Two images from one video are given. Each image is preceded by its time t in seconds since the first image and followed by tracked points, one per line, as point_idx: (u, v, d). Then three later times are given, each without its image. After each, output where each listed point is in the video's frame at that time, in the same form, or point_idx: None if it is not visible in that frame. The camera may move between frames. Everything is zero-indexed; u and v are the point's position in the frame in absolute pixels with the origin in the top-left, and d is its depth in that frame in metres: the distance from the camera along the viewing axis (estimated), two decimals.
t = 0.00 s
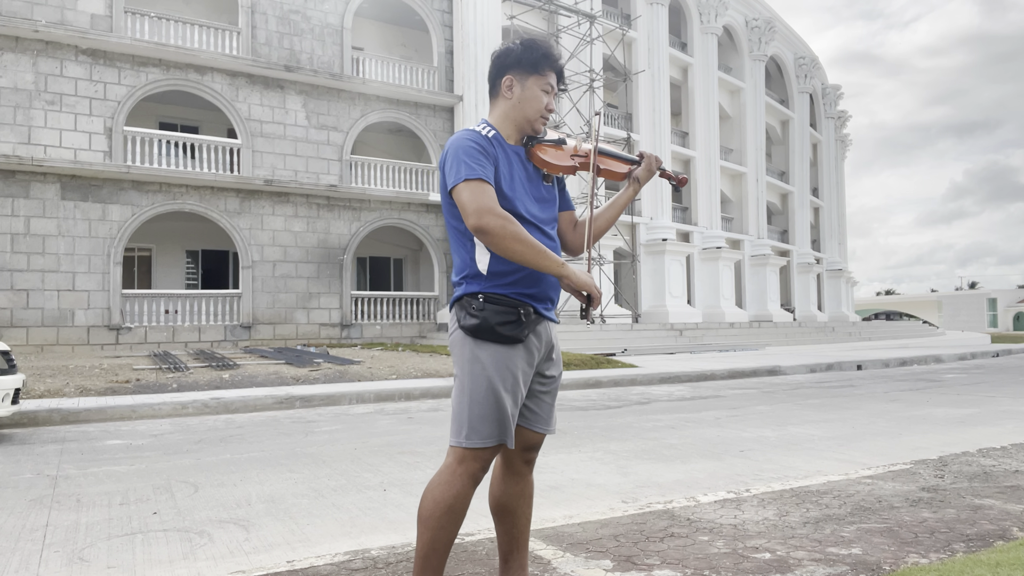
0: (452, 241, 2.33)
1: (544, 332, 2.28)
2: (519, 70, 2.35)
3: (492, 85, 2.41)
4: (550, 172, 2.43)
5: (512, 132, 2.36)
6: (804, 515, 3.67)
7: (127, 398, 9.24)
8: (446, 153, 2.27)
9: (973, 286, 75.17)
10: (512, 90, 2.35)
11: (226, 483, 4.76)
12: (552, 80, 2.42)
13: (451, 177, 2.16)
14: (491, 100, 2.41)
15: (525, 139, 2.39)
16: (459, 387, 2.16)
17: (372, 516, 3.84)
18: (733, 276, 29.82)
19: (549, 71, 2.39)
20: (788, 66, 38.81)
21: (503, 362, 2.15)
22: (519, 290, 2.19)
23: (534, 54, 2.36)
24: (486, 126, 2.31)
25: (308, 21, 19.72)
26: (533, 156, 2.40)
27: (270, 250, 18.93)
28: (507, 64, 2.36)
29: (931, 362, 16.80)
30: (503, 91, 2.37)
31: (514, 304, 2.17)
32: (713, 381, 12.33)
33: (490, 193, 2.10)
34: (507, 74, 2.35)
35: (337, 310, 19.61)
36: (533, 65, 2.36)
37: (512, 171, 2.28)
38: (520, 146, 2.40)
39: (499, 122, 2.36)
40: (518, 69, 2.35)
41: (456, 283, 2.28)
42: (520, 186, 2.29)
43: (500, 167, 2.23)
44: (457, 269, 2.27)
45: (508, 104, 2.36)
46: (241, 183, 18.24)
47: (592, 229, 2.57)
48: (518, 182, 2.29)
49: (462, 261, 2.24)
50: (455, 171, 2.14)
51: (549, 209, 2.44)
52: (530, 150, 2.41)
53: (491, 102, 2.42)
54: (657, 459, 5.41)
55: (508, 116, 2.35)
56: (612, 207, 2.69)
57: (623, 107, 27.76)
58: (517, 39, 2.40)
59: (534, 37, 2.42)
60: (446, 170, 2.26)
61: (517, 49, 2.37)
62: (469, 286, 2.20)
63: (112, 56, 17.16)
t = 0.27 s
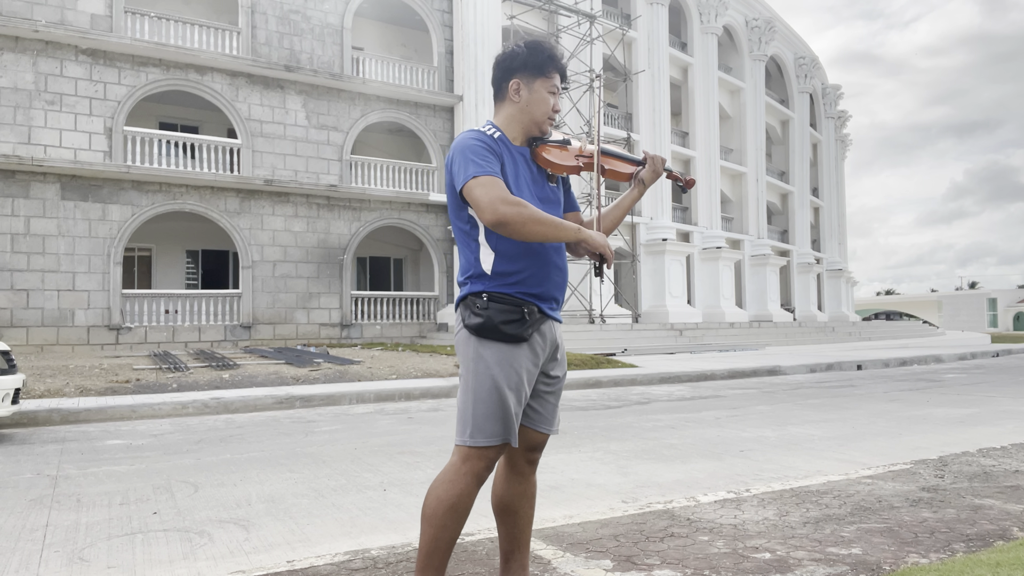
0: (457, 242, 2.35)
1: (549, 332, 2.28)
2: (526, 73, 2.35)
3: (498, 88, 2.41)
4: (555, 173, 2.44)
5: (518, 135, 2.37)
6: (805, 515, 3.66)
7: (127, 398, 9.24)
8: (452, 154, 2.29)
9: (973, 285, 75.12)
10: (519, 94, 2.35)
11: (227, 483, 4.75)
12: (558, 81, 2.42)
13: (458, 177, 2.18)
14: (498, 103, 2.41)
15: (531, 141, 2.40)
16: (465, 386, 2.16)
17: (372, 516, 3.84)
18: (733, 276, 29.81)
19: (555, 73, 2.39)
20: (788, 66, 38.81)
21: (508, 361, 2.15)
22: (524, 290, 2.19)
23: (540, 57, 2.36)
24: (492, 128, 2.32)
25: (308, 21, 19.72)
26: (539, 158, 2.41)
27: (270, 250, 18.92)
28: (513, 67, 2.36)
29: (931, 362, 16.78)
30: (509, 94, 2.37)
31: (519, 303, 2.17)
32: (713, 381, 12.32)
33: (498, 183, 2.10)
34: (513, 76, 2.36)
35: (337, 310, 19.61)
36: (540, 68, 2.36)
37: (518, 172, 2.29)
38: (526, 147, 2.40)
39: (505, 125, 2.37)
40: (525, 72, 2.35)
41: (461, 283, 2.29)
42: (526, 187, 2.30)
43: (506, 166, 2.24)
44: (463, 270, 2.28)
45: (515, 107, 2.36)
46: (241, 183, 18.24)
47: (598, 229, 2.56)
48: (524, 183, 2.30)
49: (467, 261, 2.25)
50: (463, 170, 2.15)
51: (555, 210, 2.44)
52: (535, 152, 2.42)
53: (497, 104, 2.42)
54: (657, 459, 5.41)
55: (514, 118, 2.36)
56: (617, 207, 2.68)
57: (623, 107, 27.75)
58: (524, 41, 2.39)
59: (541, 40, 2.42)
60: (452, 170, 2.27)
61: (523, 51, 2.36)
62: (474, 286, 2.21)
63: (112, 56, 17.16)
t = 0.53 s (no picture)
0: (465, 244, 2.34)
1: (558, 332, 2.30)
2: (533, 76, 2.35)
3: (503, 89, 2.41)
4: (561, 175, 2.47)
5: (524, 136, 2.38)
6: (805, 515, 3.66)
7: (127, 398, 9.24)
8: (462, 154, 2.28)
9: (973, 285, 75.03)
10: (525, 96, 2.36)
11: (227, 483, 4.75)
12: (562, 82, 2.44)
13: (474, 175, 2.18)
14: (503, 105, 2.41)
15: (535, 142, 2.41)
16: (480, 384, 2.16)
17: (372, 516, 3.84)
18: (733, 275, 29.80)
19: (559, 75, 2.40)
20: (788, 66, 38.81)
21: (522, 359, 2.16)
22: (535, 290, 2.19)
23: (546, 60, 2.36)
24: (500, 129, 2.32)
25: (308, 21, 19.73)
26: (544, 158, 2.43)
27: (270, 250, 18.92)
28: (519, 69, 2.36)
29: (931, 362, 16.76)
30: (516, 97, 2.37)
31: (532, 302, 2.18)
32: (713, 381, 12.32)
33: (529, 164, 2.13)
34: (520, 79, 2.36)
35: (337, 310, 19.60)
36: (546, 70, 2.36)
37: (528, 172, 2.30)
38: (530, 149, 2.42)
39: (511, 127, 2.37)
40: (531, 74, 2.35)
41: (470, 284, 2.28)
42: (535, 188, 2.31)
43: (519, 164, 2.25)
44: (472, 272, 2.27)
45: (521, 110, 2.37)
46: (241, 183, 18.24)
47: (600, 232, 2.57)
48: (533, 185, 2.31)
49: (477, 262, 2.25)
50: (480, 167, 2.16)
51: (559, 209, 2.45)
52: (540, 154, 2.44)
53: (502, 106, 2.42)
54: (657, 459, 5.41)
55: (520, 120, 2.37)
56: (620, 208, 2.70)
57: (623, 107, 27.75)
58: (530, 43, 2.39)
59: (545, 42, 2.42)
60: (462, 171, 2.27)
61: (530, 53, 2.36)
62: (485, 286, 2.20)
63: (112, 56, 17.16)
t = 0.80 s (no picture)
0: (475, 244, 2.33)
1: (568, 331, 2.32)
2: (541, 78, 2.36)
3: (511, 91, 2.40)
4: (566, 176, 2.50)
5: (532, 138, 2.39)
6: (804, 515, 3.66)
7: (127, 398, 9.23)
8: (476, 154, 2.28)
9: (973, 286, 74.96)
10: (534, 98, 2.37)
11: (227, 483, 4.75)
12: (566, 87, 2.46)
13: (495, 174, 2.18)
14: (509, 106, 2.41)
15: (541, 144, 2.42)
16: (507, 383, 2.14)
17: (373, 516, 3.84)
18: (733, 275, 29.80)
19: (566, 79, 2.42)
20: (788, 65, 38.82)
21: (548, 357, 2.16)
22: (549, 290, 2.21)
23: (555, 63, 2.38)
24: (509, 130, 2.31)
25: (308, 20, 19.73)
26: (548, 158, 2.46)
27: (270, 250, 18.92)
28: (528, 71, 2.36)
29: (931, 362, 16.75)
30: (524, 99, 2.38)
31: (549, 301, 2.20)
32: (713, 381, 12.31)
33: (557, 163, 2.18)
34: (529, 81, 2.36)
35: (337, 310, 19.60)
36: (554, 74, 2.39)
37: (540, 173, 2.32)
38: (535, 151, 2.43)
39: (519, 128, 2.37)
40: (540, 77, 2.36)
41: (482, 285, 2.27)
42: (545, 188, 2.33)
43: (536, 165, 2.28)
44: (484, 271, 2.26)
45: (529, 111, 2.38)
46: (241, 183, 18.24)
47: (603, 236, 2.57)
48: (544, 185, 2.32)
49: (490, 262, 2.24)
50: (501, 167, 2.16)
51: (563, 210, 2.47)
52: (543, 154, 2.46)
53: (508, 106, 2.41)
54: (657, 459, 5.40)
55: (528, 121, 2.37)
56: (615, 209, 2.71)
57: (623, 107, 27.76)
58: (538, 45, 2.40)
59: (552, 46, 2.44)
60: (478, 170, 2.26)
61: (539, 56, 2.36)
62: (499, 286, 2.20)
63: (112, 56, 17.16)
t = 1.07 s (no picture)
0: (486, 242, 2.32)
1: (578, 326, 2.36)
2: (553, 80, 2.38)
3: (522, 90, 2.41)
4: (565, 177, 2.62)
5: (543, 139, 2.39)
6: (804, 515, 3.66)
7: (128, 398, 9.23)
8: (493, 153, 2.26)
9: (973, 286, 74.97)
10: (545, 99, 2.38)
11: (227, 483, 4.75)
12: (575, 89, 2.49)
13: (511, 177, 2.17)
14: (520, 105, 2.42)
15: (549, 144, 2.43)
16: (539, 382, 2.16)
17: (373, 516, 3.84)
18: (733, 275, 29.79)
19: (575, 83, 2.44)
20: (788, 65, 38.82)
21: (571, 352, 2.21)
22: (564, 290, 2.24)
23: (568, 67, 2.40)
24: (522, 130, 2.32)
25: (308, 20, 19.73)
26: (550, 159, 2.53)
27: (270, 250, 18.92)
28: (542, 72, 2.38)
29: (931, 362, 16.73)
30: (536, 99, 2.38)
31: (566, 301, 2.23)
32: (713, 381, 12.31)
33: (568, 182, 2.18)
34: (541, 82, 2.38)
35: (337, 310, 19.60)
36: (565, 77, 2.41)
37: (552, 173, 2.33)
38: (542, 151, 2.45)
39: (531, 127, 2.38)
40: (553, 79, 2.38)
41: (495, 283, 2.26)
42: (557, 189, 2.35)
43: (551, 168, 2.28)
44: (496, 271, 2.25)
45: (540, 112, 2.38)
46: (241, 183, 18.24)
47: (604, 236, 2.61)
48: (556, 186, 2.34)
49: (505, 261, 2.23)
50: (519, 171, 2.16)
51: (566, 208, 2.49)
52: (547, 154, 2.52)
53: (519, 105, 2.42)
54: (657, 459, 5.40)
55: (539, 121, 2.38)
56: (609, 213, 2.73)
57: (623, 107, 27.75)
58: (551, 48, 2.42)
59: (564, 49, 2.45)
60: (494, 169, 2.24)
61: (553, 60, 2.38)
62: (518, 286, 2.20)
63: (112, 56, 17.16)
